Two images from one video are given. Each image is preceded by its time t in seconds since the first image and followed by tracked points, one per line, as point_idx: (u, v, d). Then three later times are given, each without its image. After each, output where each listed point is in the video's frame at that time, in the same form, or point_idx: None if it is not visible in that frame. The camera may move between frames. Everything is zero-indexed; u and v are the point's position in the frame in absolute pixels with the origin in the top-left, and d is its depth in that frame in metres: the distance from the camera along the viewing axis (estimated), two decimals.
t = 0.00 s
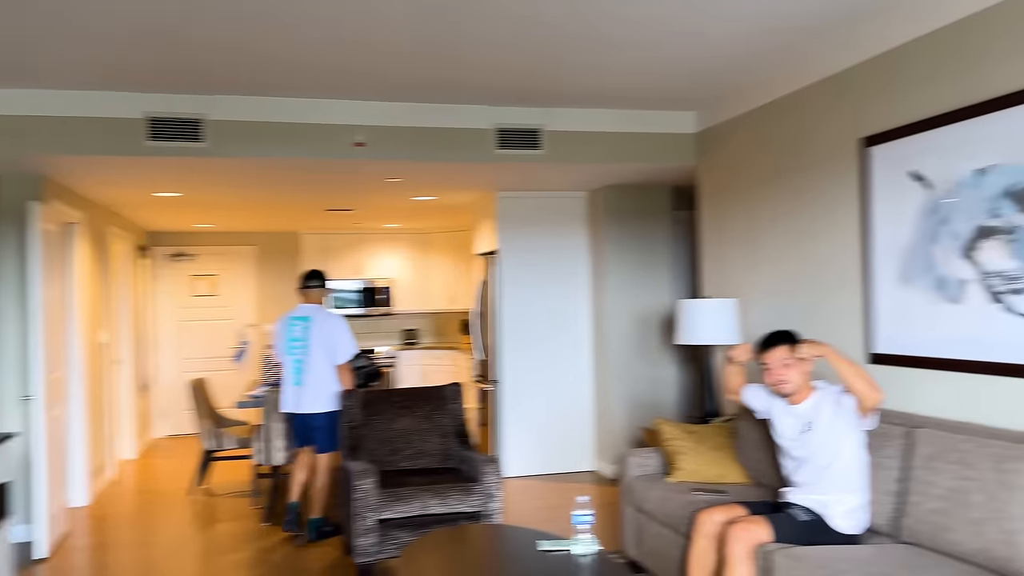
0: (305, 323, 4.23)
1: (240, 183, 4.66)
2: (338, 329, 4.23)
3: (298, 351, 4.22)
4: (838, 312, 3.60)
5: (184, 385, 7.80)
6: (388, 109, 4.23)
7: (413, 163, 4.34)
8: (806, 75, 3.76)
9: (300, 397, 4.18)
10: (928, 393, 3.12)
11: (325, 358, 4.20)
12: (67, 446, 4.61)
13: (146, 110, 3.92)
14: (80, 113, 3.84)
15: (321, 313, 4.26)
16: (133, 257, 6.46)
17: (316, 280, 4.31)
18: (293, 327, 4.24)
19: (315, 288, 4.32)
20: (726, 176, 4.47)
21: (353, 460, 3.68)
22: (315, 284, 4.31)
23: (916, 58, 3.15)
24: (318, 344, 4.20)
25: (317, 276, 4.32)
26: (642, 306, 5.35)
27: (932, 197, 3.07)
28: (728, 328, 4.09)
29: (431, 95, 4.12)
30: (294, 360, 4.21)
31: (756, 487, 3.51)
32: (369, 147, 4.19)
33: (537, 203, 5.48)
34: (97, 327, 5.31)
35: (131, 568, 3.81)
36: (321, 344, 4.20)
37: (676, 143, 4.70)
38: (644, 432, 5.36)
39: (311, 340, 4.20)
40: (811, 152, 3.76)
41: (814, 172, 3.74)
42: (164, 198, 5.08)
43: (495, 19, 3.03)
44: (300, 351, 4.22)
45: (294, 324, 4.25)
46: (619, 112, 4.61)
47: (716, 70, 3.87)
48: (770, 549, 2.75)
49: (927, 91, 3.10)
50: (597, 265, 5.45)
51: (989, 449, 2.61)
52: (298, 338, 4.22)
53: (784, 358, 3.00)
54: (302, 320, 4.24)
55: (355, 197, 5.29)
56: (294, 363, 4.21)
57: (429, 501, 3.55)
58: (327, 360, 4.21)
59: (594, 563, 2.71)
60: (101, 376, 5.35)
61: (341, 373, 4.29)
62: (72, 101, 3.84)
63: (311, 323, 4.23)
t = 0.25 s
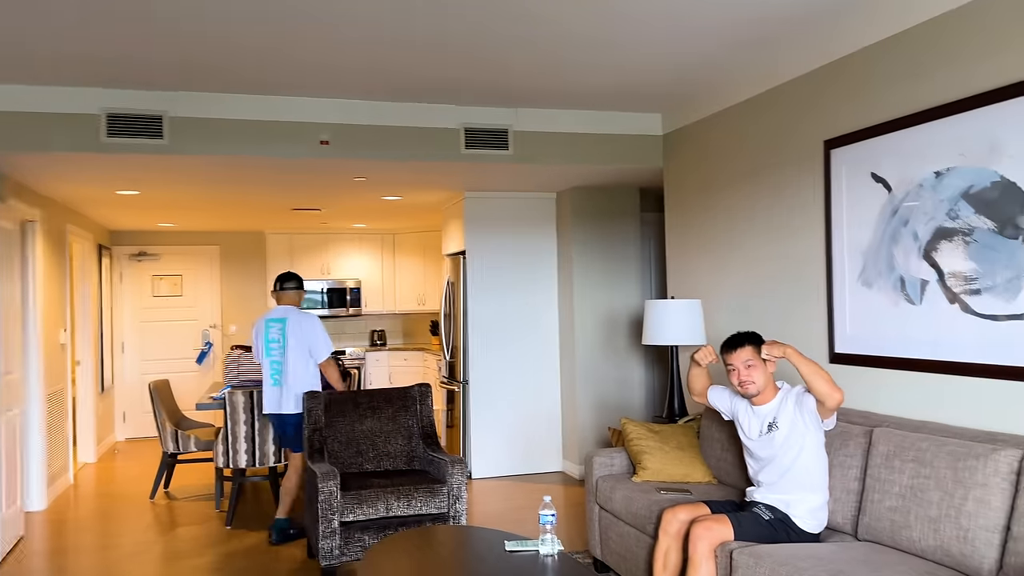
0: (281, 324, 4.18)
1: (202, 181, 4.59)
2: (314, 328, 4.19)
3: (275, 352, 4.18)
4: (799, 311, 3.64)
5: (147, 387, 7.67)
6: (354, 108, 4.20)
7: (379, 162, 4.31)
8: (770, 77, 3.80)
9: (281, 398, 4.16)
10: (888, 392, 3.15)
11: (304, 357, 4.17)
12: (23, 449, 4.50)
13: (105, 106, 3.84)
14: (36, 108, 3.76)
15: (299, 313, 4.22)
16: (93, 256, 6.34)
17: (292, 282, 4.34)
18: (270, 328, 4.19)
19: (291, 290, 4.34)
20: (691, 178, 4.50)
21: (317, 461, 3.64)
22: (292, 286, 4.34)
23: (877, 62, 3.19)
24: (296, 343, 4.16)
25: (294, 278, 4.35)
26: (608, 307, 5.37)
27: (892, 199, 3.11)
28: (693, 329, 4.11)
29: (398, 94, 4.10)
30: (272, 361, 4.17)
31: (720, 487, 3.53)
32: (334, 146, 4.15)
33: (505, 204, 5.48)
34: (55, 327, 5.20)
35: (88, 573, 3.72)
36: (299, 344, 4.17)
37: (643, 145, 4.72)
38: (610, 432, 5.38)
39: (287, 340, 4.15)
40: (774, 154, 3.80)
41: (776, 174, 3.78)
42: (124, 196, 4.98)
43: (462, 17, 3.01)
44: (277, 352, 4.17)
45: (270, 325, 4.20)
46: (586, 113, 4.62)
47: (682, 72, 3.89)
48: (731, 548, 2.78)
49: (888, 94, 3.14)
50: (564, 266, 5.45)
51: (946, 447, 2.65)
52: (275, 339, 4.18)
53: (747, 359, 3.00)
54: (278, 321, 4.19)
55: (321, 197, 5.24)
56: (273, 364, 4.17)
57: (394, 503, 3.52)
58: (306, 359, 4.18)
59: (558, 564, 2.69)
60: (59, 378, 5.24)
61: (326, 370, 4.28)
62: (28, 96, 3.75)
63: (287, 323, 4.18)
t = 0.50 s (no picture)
0: (264, 324, 4.16)
1: (171, 179, 4.52)
2: (298, 326, 4.20)
3: (261, 352, 4.15)
4: (768, 311, 3.67)
5: (114, 389, 7.55)
6: (327, 106, 4.17)
7: (351, 161, 4.29)
8: (741, 80, 3.83)
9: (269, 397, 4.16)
10: (856, 391, 3.20)
11: (289, 356, 4.17)
12: None
13: (70, 102, 3.77)
14: None
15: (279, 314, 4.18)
16: (58, 255, 6.23)
17: (270, 284, 4.28)
18: (253, 329, 4.15)
19: (269, 290, 4.28)
20: (663, 179, 4.53)
21: (287, 463, 3.61)
22: (269, 287, 4.28)
23: (845, 66, 3.23)
24: (280, 344, 4.15)
25: (271, 278, 4.29)
26: (580, 308, 5.38)
27: (860, 201, 3.15)
28: (665, 329, 4.13)
29: (370, 93, 4.08)
30: (258, 361, 4.15)
31: (691, 486, 3.55)
32: (305, 144, 4.12)
33: (478, 204, 5.47)
34: (20, 327, 5.10)
35: None
36: (282, 344, 4.15)
37: (615, 146, 4.75)
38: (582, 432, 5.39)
39: (272, 339, 4.14)
40: (745, 156, 3.84)
41: (747, 176, 3.82)
42: (90, 194, 4.90)
43: (434, 15, 3.00)
44: (262, 352, 4.15)
45: (253, 326, 4.16)
46: (559, 114, 4.63)
47: (655, 73, 3.91)
48: (702, 546, 2.80)
49: (855, 97, 3.19)
50: (537, 267, 5.46)
51: (912, 445, 2.69)
52: (260, 339, 4.15)
53: (715, 358, 3.04)
54: (261, 321, 4.16)
55: (292, 196, 5.20)
56: (259, 364, 4.15)
57: (365, 504, 3.50)
58: (291, 359, 4.18)
59: (530, 564, 2.68)
60: (22, 379, 5.13)
61: (304, 370, 4.24)
62: None
63: (270, 323, 4.17)
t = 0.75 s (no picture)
0: (243, 322, 4.17)
1: (140, 178, 4.46)
2: (276, 322, 4.23)
3: (239, 349, 4.18)
4: (739, 311, 3.71)
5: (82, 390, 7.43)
6: (300, 105, 4.13)
7: (324, 161, 4.26)
8: (714, 82, 3.86)
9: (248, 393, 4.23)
10: (825, 390, 3.23)
11: (268, 353, 4.21)
12: None
13: (37, 99, 3.71)
14: None
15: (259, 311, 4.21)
16: (25, 254, 6.11)
17: (248, 282, 4.31)
18: (231, 327, 4.17)
19: (247, 289, 4.31)
20: (636, 180, 4.55)
21: (259, 465, 3.57)
22: (247, 286, 4.30)
23: (815, 69, 3.27)
24: (258, 341, 4.18)
25: (249, 277, 4.31)
26: (554, 308, 5.39)
27: (830, 202, 3.18)
28: (637, 329, 4.16)
29: (343, 92, 4.06)
30: (236, 358, 4.19)
31: (663, 486, 3.57)
32: (278, 143, 4.08)
33: (452, 204, 5.46)
34: None
35: None
36: (261, 342, 4.18)
37: (589, 147, 4.77)
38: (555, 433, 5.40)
39: (251, 337, 4.16)
40: (716, 158, 3.87)
41: (718, 178, 3.85)
42: (57, 192, 4.82)
43: (410, 14, 2.99)
44: (240, 350, 4.18)
45: (230, 325, 4.17)
46: (534, 115, 4.63)
47: (629, 74, 3.93)
48: (674, 545, 2.81)
49: (825, 100, 3.22)
50: (511, 267, 5.46)
51: (880, 444, 2.72)
52: (237, 336, 4.17)
53: (682, 367, 3.03)
54: (239, 319, 4.17)
55: (264, 195, 5.15)
56: (237, 361, 4.19)
57: (337, 506, 3.47)
58: (270, 355, 4.22)
59: (503, 565, 2.68)
60: None
61: (283, 365, 4.30)
62: None
63: (248, 320, 4.18)
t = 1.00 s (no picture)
0: (232, 322, 4.17)
1: (115, 179, 4.42)
2: (266, 323, 4.27)
3: (228, 350, 4.16)
4: (716, 314, 3.73)
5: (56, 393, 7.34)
6: (278, 106, 4.11)
7: (303, 163, 4.24)
8: (691, 87, 3.89)
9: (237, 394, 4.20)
10: (801, 392, 3.26)
11: (257, 353, 4.22)
12: None
13: (10, 98, 3.66)
14: None
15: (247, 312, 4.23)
16: None
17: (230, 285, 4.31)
18: (220, 328, 4.15)
19: (229, 292, 4.30)
20: (615, 183, 4.57)
21: (235, 469, 3.54)
22: (229, 288, 4.30)
23: (792, 74, 3.30)
24: (248, 342, 4.19)
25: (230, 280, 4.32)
26: (533, 311, 5.39)
27: (806, 206, 3.22)
28: (616, 332, 4.18)
29: (322, 93, 4.04)
30: (224, 359, 4.16)
31: (642, 488, 3.58)
32: (256, 144, 4.06)
33: (432, 207, 5.45)
34: None
35: None
36: (251, 341, 4.20)
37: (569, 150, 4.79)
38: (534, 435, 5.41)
39: (240, 337, 4.17)
40: (694, 162, 3.90)
41: (696, 181, 3.88)
42: (30, 193, 4.76)
43: (388, 17, 2.98)
44: (229, 350, 4.16)
45: (219, 325, 4.16)
46: (514, 118, 4.64)
47: (608, 77, 3.95)
48: (652, 547, 2.82)
49: (801, 106, 3.26)
50: (491, 270, 5.47)
51: (855, 445, 2.74)
52: (226, 337, 4.16)
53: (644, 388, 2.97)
54: (228, 320, 4.17)
55: (241, 197, 5.12)
56: (226, 362, 4.16)
57: (315, 510, 3.45)
58: (259, 355, 4.24)
59: (481, 567, 2.67)
60: None
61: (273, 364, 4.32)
62: None
63: (237, 321, 4.19)
